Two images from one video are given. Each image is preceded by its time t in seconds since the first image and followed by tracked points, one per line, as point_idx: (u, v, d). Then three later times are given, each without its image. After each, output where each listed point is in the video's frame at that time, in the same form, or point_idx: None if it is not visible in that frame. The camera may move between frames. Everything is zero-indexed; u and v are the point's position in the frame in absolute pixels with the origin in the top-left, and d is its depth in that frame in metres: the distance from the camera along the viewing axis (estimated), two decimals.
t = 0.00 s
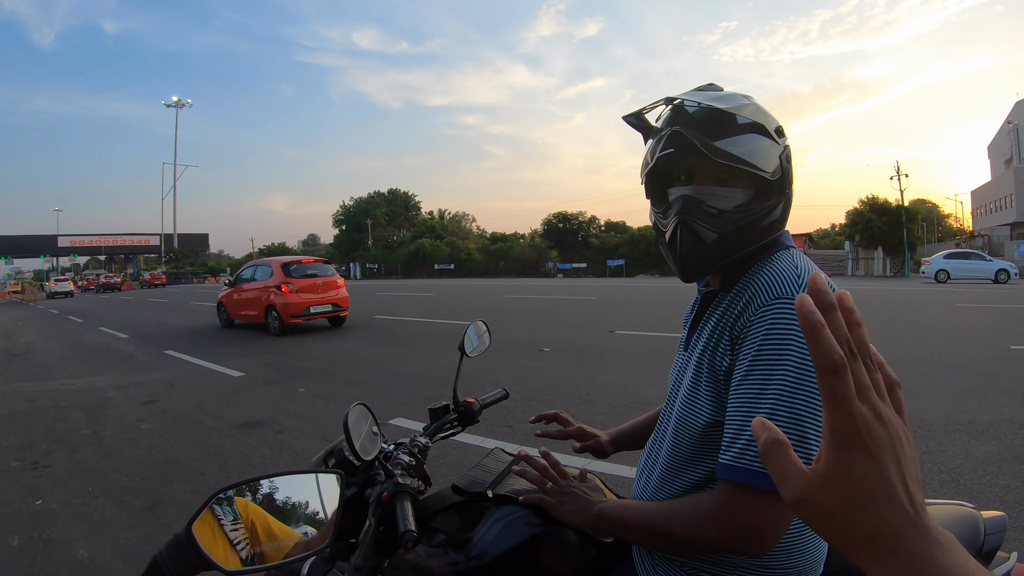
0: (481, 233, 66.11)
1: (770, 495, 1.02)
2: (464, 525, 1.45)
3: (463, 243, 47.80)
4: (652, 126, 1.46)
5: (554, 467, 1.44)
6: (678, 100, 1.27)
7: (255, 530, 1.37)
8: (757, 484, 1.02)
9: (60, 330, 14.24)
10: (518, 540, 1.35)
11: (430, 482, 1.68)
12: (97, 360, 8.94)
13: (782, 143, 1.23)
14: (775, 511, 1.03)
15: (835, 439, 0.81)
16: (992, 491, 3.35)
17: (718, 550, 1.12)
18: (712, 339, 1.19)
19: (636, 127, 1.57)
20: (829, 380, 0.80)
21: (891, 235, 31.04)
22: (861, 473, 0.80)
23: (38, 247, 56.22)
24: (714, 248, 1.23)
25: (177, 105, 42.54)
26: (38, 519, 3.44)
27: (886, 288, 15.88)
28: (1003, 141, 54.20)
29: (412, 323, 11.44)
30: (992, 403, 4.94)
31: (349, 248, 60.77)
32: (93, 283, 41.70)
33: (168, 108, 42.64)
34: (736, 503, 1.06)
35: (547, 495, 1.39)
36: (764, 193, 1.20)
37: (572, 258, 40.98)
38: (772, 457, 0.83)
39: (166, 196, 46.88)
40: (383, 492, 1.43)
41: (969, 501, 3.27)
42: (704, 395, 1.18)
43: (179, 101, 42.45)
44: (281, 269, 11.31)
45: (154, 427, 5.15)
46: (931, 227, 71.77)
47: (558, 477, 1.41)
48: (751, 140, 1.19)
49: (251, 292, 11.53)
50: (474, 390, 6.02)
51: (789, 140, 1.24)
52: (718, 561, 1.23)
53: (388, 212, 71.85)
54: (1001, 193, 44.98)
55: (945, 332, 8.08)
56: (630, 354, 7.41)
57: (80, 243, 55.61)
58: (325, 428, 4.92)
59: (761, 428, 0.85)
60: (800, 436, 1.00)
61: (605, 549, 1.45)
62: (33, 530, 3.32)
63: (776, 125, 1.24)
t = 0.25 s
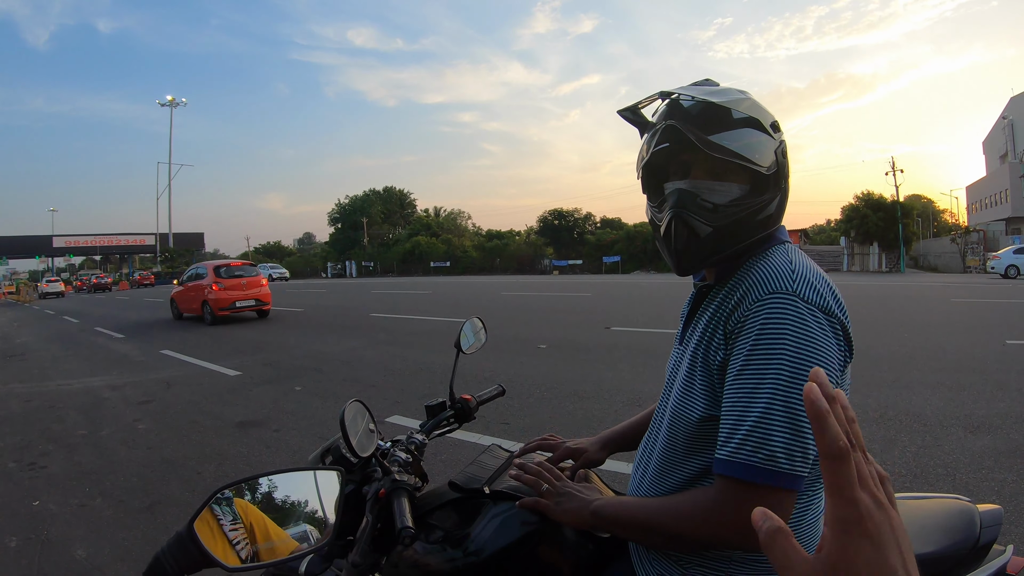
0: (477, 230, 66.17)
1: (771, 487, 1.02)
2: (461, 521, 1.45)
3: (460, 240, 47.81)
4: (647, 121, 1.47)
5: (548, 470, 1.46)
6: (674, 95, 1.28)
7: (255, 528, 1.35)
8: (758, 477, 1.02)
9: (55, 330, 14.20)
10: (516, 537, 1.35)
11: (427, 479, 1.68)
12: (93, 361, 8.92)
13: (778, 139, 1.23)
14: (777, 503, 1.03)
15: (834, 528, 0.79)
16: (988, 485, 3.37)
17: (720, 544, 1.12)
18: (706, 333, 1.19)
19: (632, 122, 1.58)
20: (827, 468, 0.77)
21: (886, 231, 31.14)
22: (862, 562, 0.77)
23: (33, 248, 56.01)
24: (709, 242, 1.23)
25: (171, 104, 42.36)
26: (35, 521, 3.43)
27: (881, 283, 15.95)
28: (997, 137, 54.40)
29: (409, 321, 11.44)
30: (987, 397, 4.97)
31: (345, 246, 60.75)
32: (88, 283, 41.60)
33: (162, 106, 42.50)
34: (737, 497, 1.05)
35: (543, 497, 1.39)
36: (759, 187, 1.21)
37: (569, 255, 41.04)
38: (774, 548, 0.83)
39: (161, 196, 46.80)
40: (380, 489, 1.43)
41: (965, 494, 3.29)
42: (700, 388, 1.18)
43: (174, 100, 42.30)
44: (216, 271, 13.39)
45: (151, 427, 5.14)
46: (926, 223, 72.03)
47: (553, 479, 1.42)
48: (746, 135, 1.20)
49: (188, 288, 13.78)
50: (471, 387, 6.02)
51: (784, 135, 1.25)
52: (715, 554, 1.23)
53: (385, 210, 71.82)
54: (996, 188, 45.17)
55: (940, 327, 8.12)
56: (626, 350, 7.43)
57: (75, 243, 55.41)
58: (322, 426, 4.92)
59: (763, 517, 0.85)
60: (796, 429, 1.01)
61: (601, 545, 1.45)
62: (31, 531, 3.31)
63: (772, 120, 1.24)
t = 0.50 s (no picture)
0: (476, 228, 66.17)
1: (810, 462, 0.98)
2: (461, 517, 1.46)
3: (458, 238, 47.83)
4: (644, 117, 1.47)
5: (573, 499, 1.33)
6: (673, 90, 1.27)
7: (256, 525, 1.35)
8: (797, 453, 0.97)
9: (55, 330, 14.21)
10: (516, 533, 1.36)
11: (427, 475, 1.68)
12: (92, 360, 8.92)
13: (775, 134, 1.23)
14: (817, 477, 0.99)
15: None
16: (987, 479, 3.37)
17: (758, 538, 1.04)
18: (712, 321, 1.18)
19: (630, 117, 1.57)
20: None
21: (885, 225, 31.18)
22: None
23: (32, 247, 55.92)
24: (709, 235, 1.23)
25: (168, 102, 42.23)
26: (36, 520, 3.43)
27: (879, 278, 15.98)
28: (996, 132, 54.44)
29: (408, 318, 11.44)
30: (986, 391, 4.97)
31: (344, 244, 60.79)
32: (86, 282, 41.58)
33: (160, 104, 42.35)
34: (775, 478, 1.00)
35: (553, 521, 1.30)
36: (757, 180, 1.21)
37: (568, 252, 41.07)
38: None
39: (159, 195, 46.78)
40: (379, 485, 1.43)
41: (964, 489, 3.29)
42: (704, 379, 1.16)
43: (171, 99, 42.23)
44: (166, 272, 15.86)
45: (151, 426, 5.14)
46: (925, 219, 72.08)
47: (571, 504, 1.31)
48: (744, 129, 1.20)
49: (146, 285, 16.30)
50: (470, 383, 6.03)
51: (781, 130, 1.25)
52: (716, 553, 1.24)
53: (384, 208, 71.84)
54: (994, 183, 45.19)
55: (939, 322, 8.13)
56: (625, 346, 7.43)
57: (75, 243, 55.34)
58: (321, 424, 4.92)
59: None
60: (824, 402, 0.98)
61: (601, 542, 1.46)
62: (31, 531, 3.31)
63: (768, 115, 1.24)
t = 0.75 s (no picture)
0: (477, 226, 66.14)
1: (835, 386, 0.91)
2: (462, 515, 1.46)
3: (459, 236, 47.85)
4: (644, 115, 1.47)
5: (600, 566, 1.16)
6: (672, 88, 1.27)
7: (257, 525, 1.34)
8: (817, 379, 0.91)
9: (56, 329, 14.25)
10: (517, 531, 1.36)
11: (428, 474, 1.69)
12: (94, 360, 8.93)
13: (773, 132, 1.23)
14: (845, 402, 0.91)
15: None
16: (989, 476, 3.37)
17: (801, 491, 0.93)
18: (717, 311, 1.18)
19: (630, 115, 1.57)
20: None
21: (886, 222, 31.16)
22: None
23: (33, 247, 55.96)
24: (707, 232, 1.23)
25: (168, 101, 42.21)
26: (37, 521, 3.44)
27: (881, 275, 15.95)
28: (997, 128, 54.37)
29: (409, 317, 11.44)
30: (988, 388, 4.96)
31: (345, 243, 60.81)
32: (88, 282, 41.68)
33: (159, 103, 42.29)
34: (802, 410, 0.92)
35: None
36: (755, 177, 1.20)
37: (569, 250, 41.07)
38: None
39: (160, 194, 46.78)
40: (379, 484, 1.44)
41: (966, 486, 3.29)
42: (706, 372, 1.16)
43: (172, 98, 42.36)
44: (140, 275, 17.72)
45: (152, 425, 5.15)
46: (926, 215, 71.99)
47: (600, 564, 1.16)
48: (743, 127, 1.19)
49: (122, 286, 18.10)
50: (471, 382, 6.03)
51: (780, 129, 1.24)
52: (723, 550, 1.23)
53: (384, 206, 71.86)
54: (996, 179, 45.13)
55: (941, 318, 8.11)
56: (626, 343, 7.43)
57: (76, 242, 55.39)
58: (322, 423, 4.92)
59: None
60: (839, 339, 0.95)
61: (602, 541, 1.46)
62: (33, 531, 3.32)
63: (767, 114, 1.23)
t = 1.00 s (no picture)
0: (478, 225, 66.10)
1: (818, 407, 0.91)
2: (464, 516, 1.46)
3: (461, 235, 47.83)
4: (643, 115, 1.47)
5: None
6: (669, 88, 1.27)
7: (259, 526, 1.35)
8: (800, 401, 0.92)
9: (59, 330, 14.28)
10: (520, 531, 1.36)
11: (430, 474, 1.69)
12: (97, 360, 8.95)
13: (772, 130, 1.22)
14: (828, 422, 0.91)
15: None
16: (992, 474, 3.36)
17: (787, 510, 0.94)
18: (716, 312, 1.18)
19: (628, 116, 1.57)
20: None
21: (888, 220, 31.15)
22: None
23: (36, 248, 56.11)
24: (706, 231, 1.22)
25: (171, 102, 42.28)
26: (41, 521, 3.44)
27: (884, 272, 15.94)
28: (1000, 126, 54.17)
29: (411, 316, 11.44)
30: (992, 386, 4.94)
31: (346, 243, 60.84)
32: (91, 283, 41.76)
33: (162, 104, 42.36)
34: (791, 427, 0.93)
35: None
36: (754, 177, 1.20)
37: (571, 248, 41.04)
38: None
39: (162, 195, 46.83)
40: (382, 485, 1.44)
41: (970, 485, 3.28)
42: (706, 373, 1.16)
43: (172, 99, 42.38)
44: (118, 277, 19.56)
45: (155, 425, 5.16)
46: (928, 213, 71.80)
47: None
48: (741, 126, 1.19)
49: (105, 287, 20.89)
50: (474, 382, 6.02)
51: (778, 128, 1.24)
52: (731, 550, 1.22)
53: (387, 206, 71.87)
54: (999, 177, 44.97)
55: (944, 317, 8.08)
56: (628, 342, 7.42)
57: (79, 243, 55.55)
58: (325, 422, 4.92)
59: None
60: (827, 354, 0.94)
61: (607, 541, 1.45)
62: (37, 531, 3.32)
63: (765, 112, 1.23)
